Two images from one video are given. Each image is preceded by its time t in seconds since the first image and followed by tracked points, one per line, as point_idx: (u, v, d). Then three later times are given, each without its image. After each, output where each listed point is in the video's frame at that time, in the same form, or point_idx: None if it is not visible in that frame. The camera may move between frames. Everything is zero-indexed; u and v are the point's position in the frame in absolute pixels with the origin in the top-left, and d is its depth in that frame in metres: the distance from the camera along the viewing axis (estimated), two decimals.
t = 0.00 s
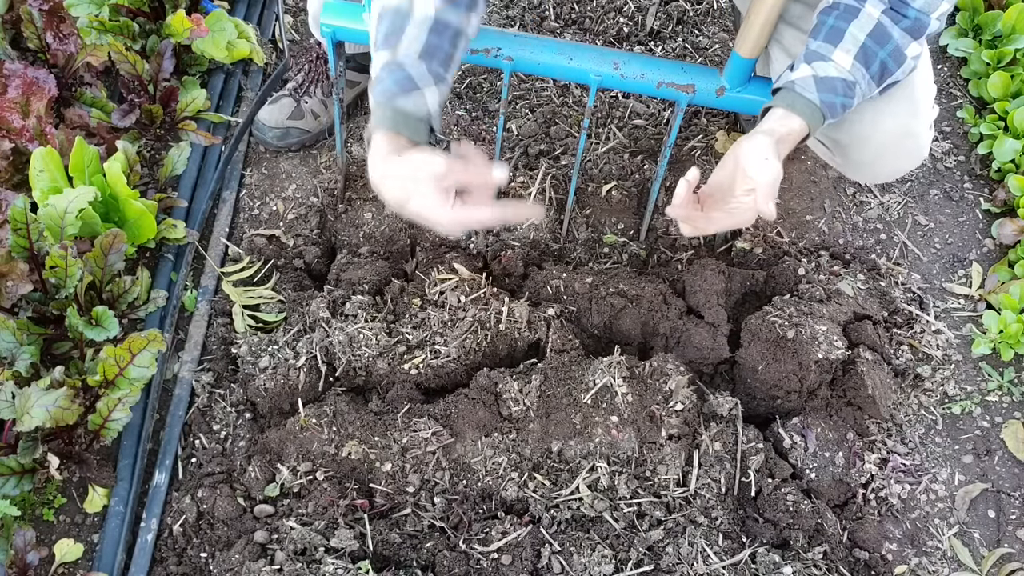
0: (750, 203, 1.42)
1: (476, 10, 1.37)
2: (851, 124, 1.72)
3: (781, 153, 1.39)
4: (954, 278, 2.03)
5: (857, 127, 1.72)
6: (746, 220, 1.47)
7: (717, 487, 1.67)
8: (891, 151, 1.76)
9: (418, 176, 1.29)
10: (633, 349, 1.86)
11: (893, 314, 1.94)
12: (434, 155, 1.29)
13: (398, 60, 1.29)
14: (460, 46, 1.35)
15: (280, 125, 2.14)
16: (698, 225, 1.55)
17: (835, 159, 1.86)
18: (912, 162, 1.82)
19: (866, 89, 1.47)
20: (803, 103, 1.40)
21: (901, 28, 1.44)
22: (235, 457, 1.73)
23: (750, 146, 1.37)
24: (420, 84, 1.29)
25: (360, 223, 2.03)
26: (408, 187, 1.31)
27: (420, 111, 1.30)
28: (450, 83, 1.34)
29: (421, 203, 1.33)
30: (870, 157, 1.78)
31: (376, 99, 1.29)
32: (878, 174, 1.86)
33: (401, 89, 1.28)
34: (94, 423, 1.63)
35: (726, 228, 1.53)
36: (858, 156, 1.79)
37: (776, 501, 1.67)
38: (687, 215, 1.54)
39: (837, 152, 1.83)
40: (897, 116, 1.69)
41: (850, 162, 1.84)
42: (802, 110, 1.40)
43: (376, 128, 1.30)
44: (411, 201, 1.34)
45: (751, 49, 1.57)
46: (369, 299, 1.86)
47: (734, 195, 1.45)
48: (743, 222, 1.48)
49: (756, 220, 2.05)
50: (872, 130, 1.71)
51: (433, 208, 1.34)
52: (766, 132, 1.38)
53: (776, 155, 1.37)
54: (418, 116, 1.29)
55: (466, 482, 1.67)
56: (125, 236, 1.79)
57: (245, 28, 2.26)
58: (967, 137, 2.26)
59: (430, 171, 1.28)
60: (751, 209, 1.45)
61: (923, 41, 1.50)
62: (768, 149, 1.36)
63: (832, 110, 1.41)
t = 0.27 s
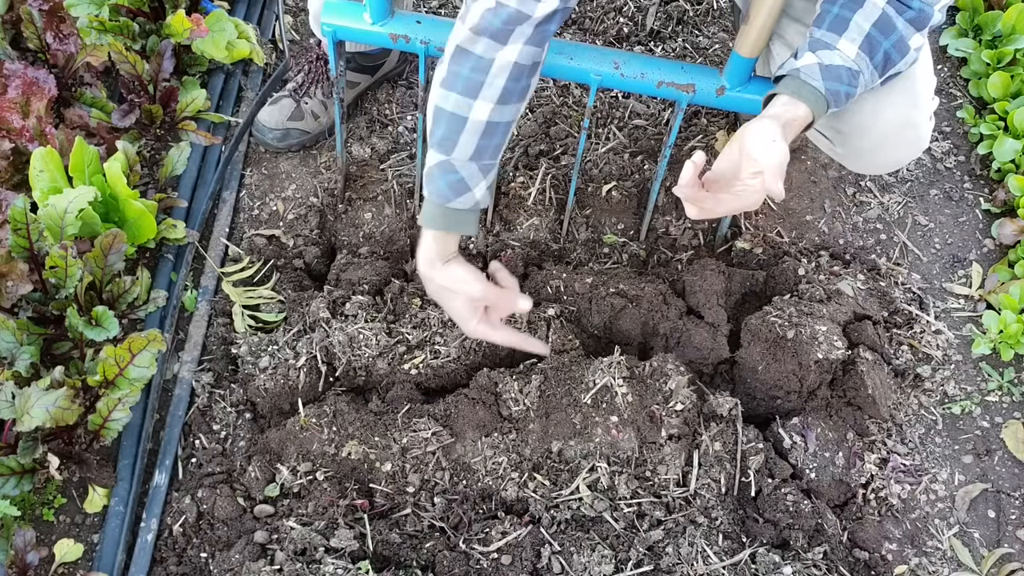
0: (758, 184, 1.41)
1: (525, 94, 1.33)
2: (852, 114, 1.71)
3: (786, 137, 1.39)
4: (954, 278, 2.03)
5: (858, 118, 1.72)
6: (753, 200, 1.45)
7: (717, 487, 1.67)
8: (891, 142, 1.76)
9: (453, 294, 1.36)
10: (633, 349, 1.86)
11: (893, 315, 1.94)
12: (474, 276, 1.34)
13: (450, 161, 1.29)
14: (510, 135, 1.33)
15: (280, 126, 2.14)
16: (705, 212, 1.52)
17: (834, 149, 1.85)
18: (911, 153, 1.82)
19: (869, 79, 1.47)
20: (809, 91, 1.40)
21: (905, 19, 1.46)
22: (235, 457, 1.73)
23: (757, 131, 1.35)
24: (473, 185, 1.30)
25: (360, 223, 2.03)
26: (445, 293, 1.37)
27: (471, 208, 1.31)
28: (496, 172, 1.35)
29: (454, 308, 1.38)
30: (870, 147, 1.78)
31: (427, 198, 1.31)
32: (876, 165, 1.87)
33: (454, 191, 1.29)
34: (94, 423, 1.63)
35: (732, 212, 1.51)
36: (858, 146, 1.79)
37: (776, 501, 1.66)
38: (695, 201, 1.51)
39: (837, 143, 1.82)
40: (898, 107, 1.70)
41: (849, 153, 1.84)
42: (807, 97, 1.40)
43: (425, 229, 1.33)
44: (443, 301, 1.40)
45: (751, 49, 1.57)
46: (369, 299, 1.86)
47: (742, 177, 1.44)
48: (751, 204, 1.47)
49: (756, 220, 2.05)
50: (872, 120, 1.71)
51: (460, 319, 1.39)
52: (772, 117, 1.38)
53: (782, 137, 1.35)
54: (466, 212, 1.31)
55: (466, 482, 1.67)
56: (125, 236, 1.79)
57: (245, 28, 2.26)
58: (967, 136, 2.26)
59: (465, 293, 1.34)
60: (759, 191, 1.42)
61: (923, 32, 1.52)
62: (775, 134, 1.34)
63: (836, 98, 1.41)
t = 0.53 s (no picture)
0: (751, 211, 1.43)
1: (476, 5, 1.28)
2: (849, 135, 1.71)
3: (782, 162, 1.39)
4: (954, 278, 2.03)
5: (855, 138, 1.72)
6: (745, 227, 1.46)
7: (717, 487, 1.67)
8: (890, 160, 1.76)
9: (439, 206, 1.34)
10: (633, 349, 1.86)
11: (893, 314, 1.94)
12: (455, 181, 1.32)
13: (410, 75, 1.21)
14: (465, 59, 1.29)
15: (280, 125, 2.15)
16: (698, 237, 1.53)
17: (834, 166, 1.85)
18: (914, 167, 1.81)
19: (865, 100, 1.46)
20: (803, 114, 1.39)
21: (901, 38, 1.43)
22: (235, 457, 1.73)
23: (748, 157, 1.37)
24: (435, 100, 1.24)
25: (360, 223, 2.03)
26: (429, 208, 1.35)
27: (433, 125, 1.26)
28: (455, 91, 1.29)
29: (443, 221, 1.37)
30: (870, 166, 1.78)
31: (390, 117, 1.24)
32: (879, 181, 1.86)
33: (416, 108, 1.23)
34: (94, 423, 1.63)
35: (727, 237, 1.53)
36: (858, 165, 1.79)
37: (776, 501, 1.66)
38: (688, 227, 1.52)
39: (837, 161, 1.82)
40: (895, 126, 1.69)
41: (850, 171, 1.84)
42: (802, 120, 1.39)
43: (388, 148, 1.27)
44: (427, 218, 1.38)
45: (751, 49, 1.57)
46: (369, 299, 1.86)
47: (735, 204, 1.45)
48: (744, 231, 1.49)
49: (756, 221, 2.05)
50: (870, 140, 1.71)
51: (452, 230, 1.39)
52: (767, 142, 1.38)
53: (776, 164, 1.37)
54: (430, 130, 1.26)
55: (466, 482, 1.67)
56: (125, 236, 1.80)
57: (245, 28, 2.26)
58: (967, 137, 2.26)
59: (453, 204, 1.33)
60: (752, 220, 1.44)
61: (922, 51, 1.49)
62: (769, 160, 1.36)
63: (829, 121, 1.41)
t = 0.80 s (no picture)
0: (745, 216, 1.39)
1: None
2: (846, 140, 1.71)
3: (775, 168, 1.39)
4: (954, 278, 2.03)
5: (852, 143, 1.72)
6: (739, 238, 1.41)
7: (717, 487, 1.67)
8: (889, 164, 1.76)
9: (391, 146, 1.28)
10: (633, 349, 1.86)
11: (893, 314, 1.94)
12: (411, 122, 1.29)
13: (372, 24, 1.31)
14: (438, 11, 1.37)
15: (280, 126, 2.15)
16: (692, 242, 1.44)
17: (833, 173, 1.85)
18: (913, 172, 1.81)
19: (860, 105, 1.46)
20: (798, 119, 1.40)
21: (897, 43, 1.44)
22: (235, 457, 1.73)
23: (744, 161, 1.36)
24: (398, 48, 1.31)
25: (360, 223, 2.03)
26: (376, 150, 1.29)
27: (396, 75, 1.32)
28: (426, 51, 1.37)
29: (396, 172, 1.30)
30: (868, 170, 1.78)
31: (352, 63, 1.32)
32: (878, 186, 1.86)
33: (379, 52, 1.30)
34: (94, 423, 1.63)
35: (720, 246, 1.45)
36: (856, 170, 1.79)
37: (776, 501, 1.66)
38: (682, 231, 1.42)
39: (836, 168, 1.82)
40: (892, 130, 1.69)
41: (849, 177, 1.84)
42: (797, 126, 1.40)
43: (348, 93, 1.32)
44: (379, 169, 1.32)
45: (751, 50, 1.57)
46: (369, 298, 1.86)
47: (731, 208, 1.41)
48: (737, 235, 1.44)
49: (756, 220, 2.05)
50: (867, 144, 1.71)
51: (404, 177, 1.30)
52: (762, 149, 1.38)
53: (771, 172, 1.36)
54: (393, 80, 1.32)
55: (466, 482, 1.67)
56: (125, 236, 1.80)
57: (244, 28, 2.26)
58: (967, 137, 2.26)
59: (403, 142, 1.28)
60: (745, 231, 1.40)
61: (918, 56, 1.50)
62: (764, 165, 1.36)
63: (826, 126, 1.40)
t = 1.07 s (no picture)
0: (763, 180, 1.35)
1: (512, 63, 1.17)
2: (856, 114, 1.66)
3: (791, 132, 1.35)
4: (954, 278, 2.03)
5: (863, 115, 1.68)
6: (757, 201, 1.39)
7: (717, 487, 1.67)
8: (895, 138, 1.73)
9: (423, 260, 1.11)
10: (633, 349, 1.86)
11: (893, 314, 1.94)
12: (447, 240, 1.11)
13: (421, 128, 1.12)
14: (490, 108, 1.16)
15: (280, 126, 2.15)
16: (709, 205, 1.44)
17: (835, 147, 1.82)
18: (916, 148, 1.80)
19: (872, 77, 1.43)
20: (812, 87, 1.36)
21: (910, 16, 1.42)
22: (235, 457, 1.73)
23: (761, 123, 1.32)
24: (445, 155, 1.12)
25: (360, 223, 2.03)
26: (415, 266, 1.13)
27: (443, 182, 1.13)
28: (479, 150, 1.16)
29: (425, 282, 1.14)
30: (874, 144, 1.75)
31: (401, 172, 1.14)
32: (880, 162, 1.84)
33: (425, 160, 1.12)
34: (94, 423, 1.63)
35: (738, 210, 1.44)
36: (861, 143, 1.76)
37: (776, 501, 1.66)
38: (699, 192, 1.43)
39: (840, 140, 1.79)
40: (901, 104, 1.66)
41: (852, 151, 1.81)
42: (810, 93, 1.36)
43: (394, 204, 1.15)
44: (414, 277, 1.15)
45: (751, 49, 1.58)
46: (369, 299, 1.86)
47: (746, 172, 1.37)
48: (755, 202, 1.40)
49: (756, 221, 2.05)
50: (877, 117, 1.67)
51: (433, 292, 1.13)
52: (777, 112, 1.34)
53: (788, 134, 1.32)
54: (441, 187, 1.13)
55: (466, 482, 1.67)
56: (125, 236, 1.80)
57: (245, 28, 2.26)
58: (967, 137, 2.26)
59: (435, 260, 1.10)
60: (764, 191, 1.37)
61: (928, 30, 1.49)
62: (781, 127, 1.32)
63: (839, 96, 1.37)
